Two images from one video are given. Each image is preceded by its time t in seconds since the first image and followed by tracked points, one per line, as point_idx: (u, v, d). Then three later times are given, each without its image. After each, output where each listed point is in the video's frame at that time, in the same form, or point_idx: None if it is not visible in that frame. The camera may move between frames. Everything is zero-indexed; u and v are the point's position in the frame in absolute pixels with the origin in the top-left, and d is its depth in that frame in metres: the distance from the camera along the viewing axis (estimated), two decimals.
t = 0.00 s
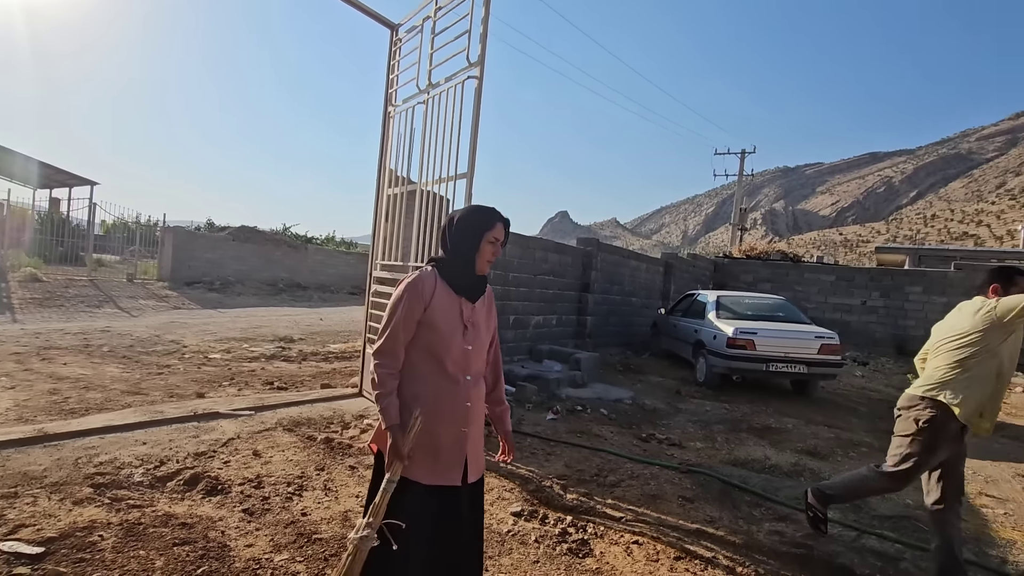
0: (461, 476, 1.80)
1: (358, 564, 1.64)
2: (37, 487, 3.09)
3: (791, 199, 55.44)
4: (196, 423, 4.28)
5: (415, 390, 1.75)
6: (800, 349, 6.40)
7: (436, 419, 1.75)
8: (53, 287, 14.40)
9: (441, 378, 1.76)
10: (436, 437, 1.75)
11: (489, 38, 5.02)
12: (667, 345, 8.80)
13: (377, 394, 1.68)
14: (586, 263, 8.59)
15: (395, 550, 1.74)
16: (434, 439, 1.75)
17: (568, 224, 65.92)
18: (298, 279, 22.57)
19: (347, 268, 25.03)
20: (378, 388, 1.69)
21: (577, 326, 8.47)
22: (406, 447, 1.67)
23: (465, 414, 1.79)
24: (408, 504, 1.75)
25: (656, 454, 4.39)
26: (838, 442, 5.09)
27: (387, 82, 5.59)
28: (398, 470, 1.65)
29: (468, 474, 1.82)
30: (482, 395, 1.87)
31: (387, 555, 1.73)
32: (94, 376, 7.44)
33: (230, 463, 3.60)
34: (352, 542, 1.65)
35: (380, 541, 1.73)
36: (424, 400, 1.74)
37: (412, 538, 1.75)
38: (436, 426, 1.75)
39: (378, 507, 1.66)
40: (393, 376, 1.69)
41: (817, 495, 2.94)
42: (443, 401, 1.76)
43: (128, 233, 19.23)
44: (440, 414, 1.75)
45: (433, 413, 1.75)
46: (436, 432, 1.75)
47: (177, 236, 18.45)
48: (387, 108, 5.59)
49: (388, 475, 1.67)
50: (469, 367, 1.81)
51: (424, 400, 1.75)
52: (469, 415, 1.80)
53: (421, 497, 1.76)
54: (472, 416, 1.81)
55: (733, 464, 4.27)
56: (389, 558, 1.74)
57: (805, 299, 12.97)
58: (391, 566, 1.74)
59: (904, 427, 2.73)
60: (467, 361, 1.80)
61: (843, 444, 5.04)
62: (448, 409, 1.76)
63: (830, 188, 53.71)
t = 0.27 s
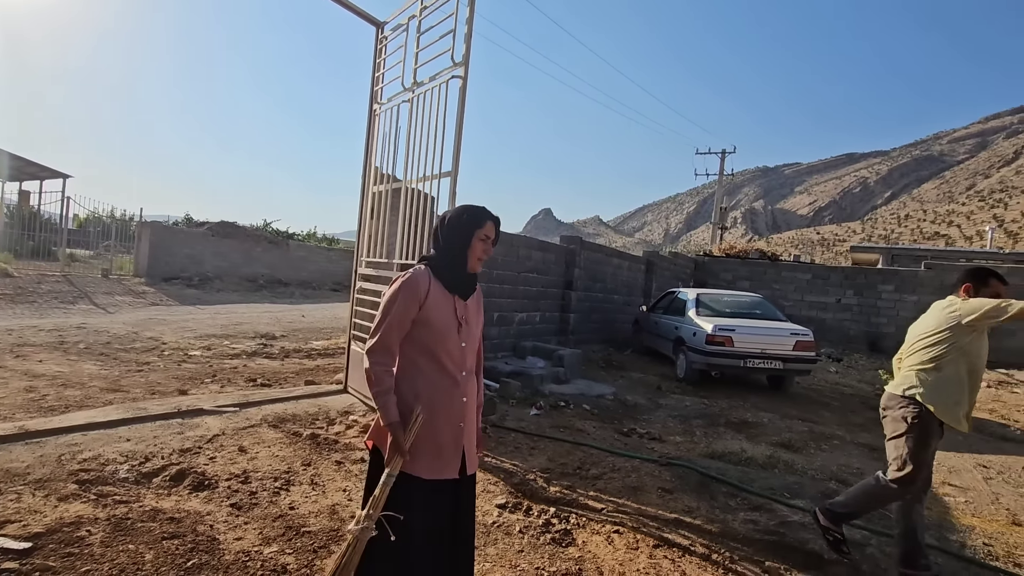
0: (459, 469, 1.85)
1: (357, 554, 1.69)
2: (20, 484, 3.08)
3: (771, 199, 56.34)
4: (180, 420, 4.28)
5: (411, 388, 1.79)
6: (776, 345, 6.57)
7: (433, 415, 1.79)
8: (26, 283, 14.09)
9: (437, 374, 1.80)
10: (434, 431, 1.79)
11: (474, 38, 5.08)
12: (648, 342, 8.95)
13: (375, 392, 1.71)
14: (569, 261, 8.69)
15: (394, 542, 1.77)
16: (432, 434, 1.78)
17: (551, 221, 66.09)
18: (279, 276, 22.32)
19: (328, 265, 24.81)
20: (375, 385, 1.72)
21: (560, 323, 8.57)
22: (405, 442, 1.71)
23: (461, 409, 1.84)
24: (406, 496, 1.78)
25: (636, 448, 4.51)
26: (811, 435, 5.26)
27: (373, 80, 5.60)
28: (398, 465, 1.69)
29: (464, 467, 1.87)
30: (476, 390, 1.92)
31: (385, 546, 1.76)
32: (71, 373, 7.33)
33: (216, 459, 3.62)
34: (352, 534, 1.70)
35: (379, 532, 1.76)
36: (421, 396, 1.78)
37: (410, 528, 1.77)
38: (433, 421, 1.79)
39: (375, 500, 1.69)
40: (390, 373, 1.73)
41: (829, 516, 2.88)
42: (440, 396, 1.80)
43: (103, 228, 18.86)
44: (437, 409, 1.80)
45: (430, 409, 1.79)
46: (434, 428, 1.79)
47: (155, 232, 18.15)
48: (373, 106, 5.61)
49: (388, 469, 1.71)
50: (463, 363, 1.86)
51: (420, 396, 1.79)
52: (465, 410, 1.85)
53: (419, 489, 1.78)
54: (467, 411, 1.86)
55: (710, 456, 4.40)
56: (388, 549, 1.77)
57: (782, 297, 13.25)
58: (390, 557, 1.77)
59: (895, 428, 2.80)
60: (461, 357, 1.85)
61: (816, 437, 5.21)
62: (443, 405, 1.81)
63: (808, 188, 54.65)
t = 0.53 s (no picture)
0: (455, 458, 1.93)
1: (360, 543, 1.74)
2: (5, 480, 3.07)
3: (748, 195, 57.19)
4: (165, 415, 4.27)
5: (408, 381, 1.85)
6: (752, 338, 6.76)
7: (430, 406, 1.86)
8: None
9: (433, 366, 1.87)
10: (432, 422, 1.86)
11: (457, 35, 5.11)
12: (629, 336, 9.11)
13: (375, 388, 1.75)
14: (551, 257, 8.79)
15: (395, 531, 1.82)
16: (431, 425, 1.85)
17: (532, 216, 66.20)
18: (256, 271, 22.02)
19: (307, 260, 24.53)
20: (374, 381, 1.77)
21: (542, 318, 8.68)
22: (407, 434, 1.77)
23: (456, 400, 1.91)
24: (408, 486, 1.84)
25: (618, 438, 4.63)
26: (785, 424, 5.45)
27: (356, 75, 5.60)
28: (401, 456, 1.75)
29: (460, 455, 1.95)
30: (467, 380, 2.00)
31: (387, 535, 1.82)
32: (46, 371, 7.19)
33: (203, 453, 3.63)
34: (356, 523, 1.74)
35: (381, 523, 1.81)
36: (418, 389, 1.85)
37: (411, 518, 1.84)
38: (431, 413, 1.85)
39: (380, 491, 1.73)
40: (389, 369, 1.78)
41: (824, 527, 2.95)
42: (437, 388, 1.87)
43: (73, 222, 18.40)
44: (434, 400, 1.87)
45: (428, 401, 1.86)
46: (433, 419, 1.85)
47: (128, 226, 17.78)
48: (357, 102, 5.62)
49: (389, 462, 1.77)
50: (457, 354, 1.93)
51: (418, 389, 1.85)
52: (460, 400, 1.93)
53: (420, 480, 1.85)
54: (462, 401, 1.94)
55: (689, 445, 4.55)
56: (389, 538, 1.82)
57: (758, 292, 13.55)
58: (392, 545, 1.83)
59: (869, 420, 2.91)
60: (455, 349, 1.92)
61: (790, 426, 5.40)
62: (440, 397, 1.88)
63: (784, 184, 55.62)
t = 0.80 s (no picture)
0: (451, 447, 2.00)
1: (368, 534, 1.73)
2: None
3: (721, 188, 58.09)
4: (147, 412, 4.26)
5: (408, 375, 1.89)
6: (726, 329, 6.97)
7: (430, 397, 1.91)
8: None
9: (431, 359, 1.92)
10: (432, 414, 1.91)
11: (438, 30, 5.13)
12: (607, 327, 9.27)
13: (379, 382, 1.77)
14: (531, 250, 8.88)
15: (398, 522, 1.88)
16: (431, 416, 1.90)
17: (508, 209, 66.17)
18: (229, 265, 21.60)
19: (281, 254, 24.15)
20: (378, 377, 1.78)
21: (522, 310, 8.78)
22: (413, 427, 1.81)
23: (452, 391, 1.98)
24: (412, 479, 1.90)
25: (599, 427, 4.77)
26: (757, 411, 5.67)
27: (336, 68, 5.58)
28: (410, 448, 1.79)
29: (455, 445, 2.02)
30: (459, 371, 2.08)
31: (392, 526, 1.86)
32: (15, 369, 7.02)
33: (189, 448, 3.64)
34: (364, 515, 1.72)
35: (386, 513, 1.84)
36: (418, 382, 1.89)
37: (415, 508, 1.91)
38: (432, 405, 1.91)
39: (389, 483, 1.75)
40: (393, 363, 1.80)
41: (790, 507, 3.17)
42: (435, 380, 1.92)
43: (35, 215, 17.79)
44: (433, 391, 1.92)
45: (428, 392, 1.91)
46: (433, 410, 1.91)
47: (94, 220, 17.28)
48: (337, 95, 5.60)
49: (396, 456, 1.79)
50: (451, 346, 1.99)
51: (418, 382, 1.90)
52: (455, 391, 2.00)
53: (424, 472, 1.92)
54: (457, 392, 2.01)
55: (667, 432, 4.71)
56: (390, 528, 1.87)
57: (731, 283, 13.87)
58: (394, 534, 1.89)
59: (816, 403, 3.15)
60: (450, 342, 1.98)
61: (762, 412, 5.61)
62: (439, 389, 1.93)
63: (755, 178, 56.65)
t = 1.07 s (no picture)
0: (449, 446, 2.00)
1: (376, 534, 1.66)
2: None
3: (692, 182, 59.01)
4: (126, 412, 4.21)
5: (410, 375, 1.87)
6: (701, 322, 7.17)
7: (432, 396, 1.90)
8: None
9: (432, 359, 1.91)
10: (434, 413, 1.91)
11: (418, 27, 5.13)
12: (585, 321, 9.42)
13: (386, 384, 1.74)
14: (509, 245, 8.95)
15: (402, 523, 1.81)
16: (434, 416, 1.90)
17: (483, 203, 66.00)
18: (199, 260, 21.13)
19: (252, 248, 23.71)
20: (384, 378, 1.75)
21: (501, 305, 8.85)
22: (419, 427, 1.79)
23: (449, 389, 1.99)
24: (416, 480, 1.86)
25: (580, 419, 4.88)
26: (731, 401, 5.87)
27: (315, 63, 5.54)
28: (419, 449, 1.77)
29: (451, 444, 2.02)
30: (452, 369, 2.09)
31: (397, 528, 1.80)
32: None
33: (172, 447, 3.63)
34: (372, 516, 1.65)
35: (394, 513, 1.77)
36: (419, 381, 1.88)
37: (419, 510, 1.86)
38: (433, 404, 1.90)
39: (399, 482, 1.71)
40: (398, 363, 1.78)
41: (761, 492, 3.33)
42: (436, 378, 1.92)
43: None
44: (434, 390, 1.91)
45: (430, 392, 1.90)
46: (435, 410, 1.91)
47: (55, 214, 16.68)
48: (315, 91, 5.56)
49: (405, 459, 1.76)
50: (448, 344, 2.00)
51: (420, 382, 1.88)
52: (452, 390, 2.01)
53: (426, 473, 1.89)
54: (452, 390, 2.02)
55: (645, 423, 4.85)
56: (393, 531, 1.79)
57: (704, 277, 14.18)
58: (398, 538, 1.81)
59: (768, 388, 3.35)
60: (447, 340, 1.99)
61: (736, 402, 5.82)
62: (439, 387, 1.93)
63: (726, 172, 57.68)
